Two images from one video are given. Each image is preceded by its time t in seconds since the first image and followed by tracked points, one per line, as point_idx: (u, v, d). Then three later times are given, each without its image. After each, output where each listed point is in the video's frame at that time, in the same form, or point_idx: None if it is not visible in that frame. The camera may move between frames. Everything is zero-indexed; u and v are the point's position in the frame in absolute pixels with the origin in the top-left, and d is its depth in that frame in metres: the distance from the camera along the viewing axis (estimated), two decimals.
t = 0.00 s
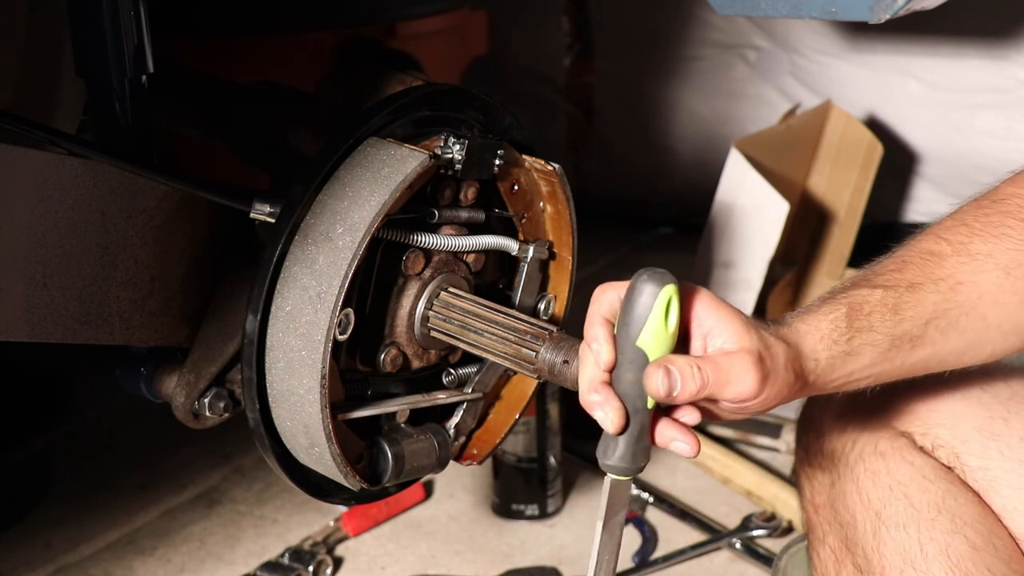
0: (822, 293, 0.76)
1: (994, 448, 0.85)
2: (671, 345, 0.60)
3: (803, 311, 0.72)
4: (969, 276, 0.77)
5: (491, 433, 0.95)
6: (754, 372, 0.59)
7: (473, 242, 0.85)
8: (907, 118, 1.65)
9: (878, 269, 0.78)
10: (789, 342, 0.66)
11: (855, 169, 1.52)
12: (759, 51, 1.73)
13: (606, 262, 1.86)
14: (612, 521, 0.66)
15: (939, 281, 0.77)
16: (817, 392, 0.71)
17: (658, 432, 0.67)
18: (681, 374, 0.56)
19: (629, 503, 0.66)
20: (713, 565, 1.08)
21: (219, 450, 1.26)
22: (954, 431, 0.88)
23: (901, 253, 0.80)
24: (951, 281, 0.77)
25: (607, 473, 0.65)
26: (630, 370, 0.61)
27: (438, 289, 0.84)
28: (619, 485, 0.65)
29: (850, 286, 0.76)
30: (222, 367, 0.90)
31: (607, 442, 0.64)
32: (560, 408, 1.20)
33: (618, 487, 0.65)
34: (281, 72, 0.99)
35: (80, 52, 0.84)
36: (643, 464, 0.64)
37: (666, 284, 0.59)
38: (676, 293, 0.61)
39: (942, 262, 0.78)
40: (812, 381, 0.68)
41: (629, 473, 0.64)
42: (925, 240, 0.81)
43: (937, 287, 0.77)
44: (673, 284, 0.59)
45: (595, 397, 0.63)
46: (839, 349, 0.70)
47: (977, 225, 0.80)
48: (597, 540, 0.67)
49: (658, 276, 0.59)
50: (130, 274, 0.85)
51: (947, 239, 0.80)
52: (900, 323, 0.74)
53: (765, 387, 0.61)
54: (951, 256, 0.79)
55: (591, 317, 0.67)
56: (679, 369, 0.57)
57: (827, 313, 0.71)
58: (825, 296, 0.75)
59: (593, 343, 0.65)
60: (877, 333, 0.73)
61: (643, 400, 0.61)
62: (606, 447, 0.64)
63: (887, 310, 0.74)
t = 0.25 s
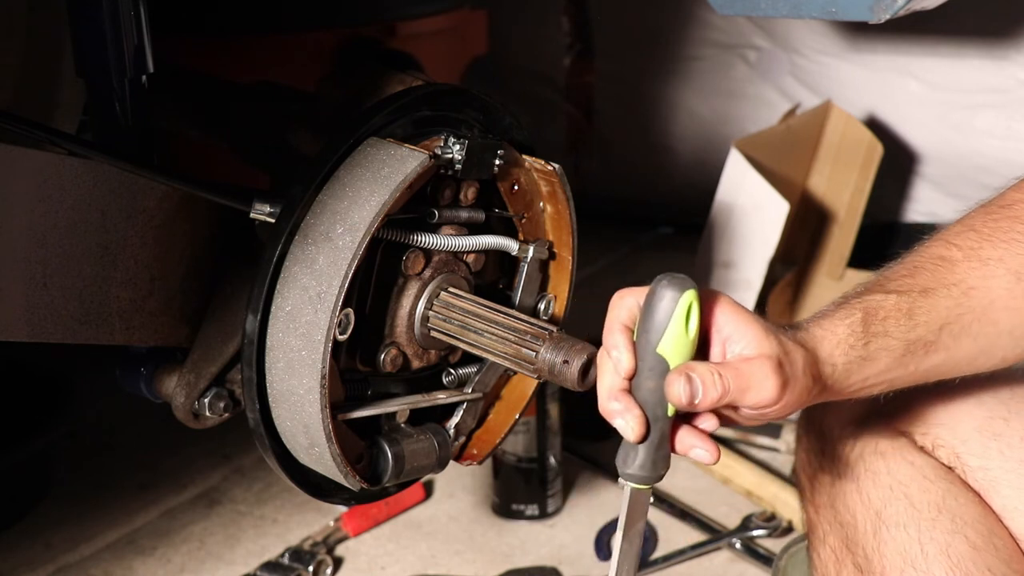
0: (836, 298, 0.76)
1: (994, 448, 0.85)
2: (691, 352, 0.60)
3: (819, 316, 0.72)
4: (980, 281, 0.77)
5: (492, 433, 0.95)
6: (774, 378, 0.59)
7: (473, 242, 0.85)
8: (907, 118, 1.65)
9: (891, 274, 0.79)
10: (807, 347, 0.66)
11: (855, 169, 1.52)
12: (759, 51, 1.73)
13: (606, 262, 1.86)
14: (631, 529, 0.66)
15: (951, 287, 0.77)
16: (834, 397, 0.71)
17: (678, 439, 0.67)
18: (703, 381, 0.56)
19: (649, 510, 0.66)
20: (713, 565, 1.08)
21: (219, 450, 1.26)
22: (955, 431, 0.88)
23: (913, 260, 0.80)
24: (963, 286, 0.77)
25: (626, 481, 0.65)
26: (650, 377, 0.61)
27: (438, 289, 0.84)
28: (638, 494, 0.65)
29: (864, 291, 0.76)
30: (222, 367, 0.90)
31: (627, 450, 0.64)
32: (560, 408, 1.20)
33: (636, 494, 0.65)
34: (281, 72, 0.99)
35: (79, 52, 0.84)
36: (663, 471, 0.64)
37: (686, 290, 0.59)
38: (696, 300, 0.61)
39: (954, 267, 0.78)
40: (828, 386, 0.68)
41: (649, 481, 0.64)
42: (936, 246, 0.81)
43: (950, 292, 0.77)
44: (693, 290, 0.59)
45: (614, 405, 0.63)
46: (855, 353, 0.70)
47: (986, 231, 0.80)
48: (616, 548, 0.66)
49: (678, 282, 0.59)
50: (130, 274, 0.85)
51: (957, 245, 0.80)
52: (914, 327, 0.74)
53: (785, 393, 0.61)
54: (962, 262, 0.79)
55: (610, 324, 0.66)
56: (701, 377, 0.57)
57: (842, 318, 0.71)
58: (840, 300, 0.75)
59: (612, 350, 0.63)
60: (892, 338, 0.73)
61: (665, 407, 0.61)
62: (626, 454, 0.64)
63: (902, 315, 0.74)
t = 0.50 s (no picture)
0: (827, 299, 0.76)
1: (994, 448, 0.86)
2: (679, 353, 0.60)
3: (809, 316, 0.72)
4: (971, 286, 0.78)
5: (491, 433, 0.95)
6: (763, 378, 0.59)
7: (473, 242, 0.85)
8: (907, 118, 1.65)
9: (884, 276, 0.79)
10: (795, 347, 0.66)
11: (855, 168, 1.52)
12: (759, 51, 1.73)
13: (606, 262, 1.86)
14: (622, 528, 0.66)
15: (942, 290, 0.77)
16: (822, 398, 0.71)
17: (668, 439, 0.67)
18: (691, 382, 0.56)
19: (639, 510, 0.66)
20: (713, 565, 1.08)
21: (219, 450, 1.26)
22: (954, 431, 0.88)
23: (904, 262, 0.80)
24: (954, 289, 0.77)
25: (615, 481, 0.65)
26: (638, 378, 0.60)
27: (438, 289, 0.84)
28: (628, 494, 0.65)
29: (855, 293, 0.76)
30: (222, 367, 0.90)
31: (615, 450, 0.64)
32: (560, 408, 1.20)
33: (626, 495, 0.65)
34: (281, 72, 0.99)
35: (80, 53, 0.84)
36: (652, 472, 0.64)
37: (675, 291, 0.58)
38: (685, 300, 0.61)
39: (945, 270, 0.78)
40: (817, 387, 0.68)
41: (638, 481, 0.64)
42: (928, 250, 0.81)
43: (940, 295, 0.77)
44: (682, 291, 0.58)
45: (603, 406, 0.62)
46: (845, 354, 0.70)
47: (977, 236, 0.81)
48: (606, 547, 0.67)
49: (667, 283, 0.58)
50: (129, 274, 0.85)
51: (949, 249, 0.80)
52: (905, 330, 0.74)
53: (773, 392, 0.61)
54: (953, 266, 0.79)
55: (599, 326, 0.66)
56: (689, 378, 0.57)
57: (833, 319, 0.71)
58: (831, 301, 0.75)
59: (601, 352, 0.63)
60: (882, 340, 0.73)
61: (653, 408, 0.61)
62: (615, 455, 0.64)
63: (892, 318, 0.74)
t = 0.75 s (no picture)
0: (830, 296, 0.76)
1: (994, 448, 0.86)
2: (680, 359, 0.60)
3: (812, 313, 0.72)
4: (975, 284, 0.78)
5: (491, 433, 0.95)
6: (764, 379, 0.59)
7: (473, 242, 0.85)
8: (907, 118, 1.65)
9: (886, 274, 0.79)
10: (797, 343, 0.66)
11: (855, 169, 1.52)
12: (759, 51, 1.74)
13: (606, 262, 1.86)
14: (623, 534, 0.66)
15: (945, 288, 0.77)
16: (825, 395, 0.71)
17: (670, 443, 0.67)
18: (691, 390, 0.56)
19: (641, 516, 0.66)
20: (713, 565, 1.08)
21: (219, 450, 1.26)
22: (954, 431, 0.88)
23: (907, 260, 0.80)
24: (958, 288, 0.77)
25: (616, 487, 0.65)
26: (639, 387, 0.60)
27: (438, 288, 0.84)
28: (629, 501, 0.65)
29: (858, 290, 0.76)
30: (222, 367, 0.90)
31: (617, 458, 0.64)
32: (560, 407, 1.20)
33: (628, 502, 0.65)
34: (281, 72, 0.99)
35: (80, 52, 0.84)
36: (654, 478, 0.64)
37: (673, 298, 0.58)
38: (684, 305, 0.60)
39: (948, 269, 0.79)
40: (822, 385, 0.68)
41: (639, 487, 0.64)
42: (930, 248, 0.81)
43: (944, 293, 0.77)
44: (681, 298, 0.58)
45: (603, 415, 0.62)
46: (848, 351, 0.70)
47: (980, 235, 0.81)
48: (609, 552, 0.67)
49: (665, 289, 0.58)
50: (129, 274, 0.85)
51: (952, 248, 0.80)
52: (909, 327, 0.74)
53: (775, 394, 0.61)
54: (956, 264, 0.79)
55: (596, 332, 0.65)
56: (689, 385, 0.57)
57: (836, 315, 0.71)
58: (834, 298, 0.75)
59: (601, 361, 0.63)
60: (886, 336, 0.73)
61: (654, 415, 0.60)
62: (616, 462, 0.64)
63: (896, 315, 0.74)
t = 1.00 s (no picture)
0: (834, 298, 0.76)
1: (993, 448, 0.86)
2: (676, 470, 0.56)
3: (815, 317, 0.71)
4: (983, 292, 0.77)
5: (491, 433, 0.95)
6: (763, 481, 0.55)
7: (473, 241, 0.85)
8: (907, 118, 1.65)
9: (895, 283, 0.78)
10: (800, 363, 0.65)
11: (855, 169, 1.52)
12: (759, 51, 1.72)
13: (606, 262, 1.86)
14: None
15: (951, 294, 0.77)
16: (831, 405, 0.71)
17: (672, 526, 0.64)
18: (682, 506, 0.53)
19: None
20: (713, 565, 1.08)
21: (219, 450, 1.26)
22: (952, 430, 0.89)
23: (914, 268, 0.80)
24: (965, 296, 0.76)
25: None
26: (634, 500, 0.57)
27: (438, 288, 0.84)
28: None
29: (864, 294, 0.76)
30: (222, 367, 0.90)
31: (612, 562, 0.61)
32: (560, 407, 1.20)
33: None
34: (281, 73, 0.99)
35: (80, 52, 0.84)
36: None
37: (669, 411, 0.54)
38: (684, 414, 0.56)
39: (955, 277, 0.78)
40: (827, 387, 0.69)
41: None
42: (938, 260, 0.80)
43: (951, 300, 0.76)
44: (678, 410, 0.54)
45: (597, 522, 0.59)
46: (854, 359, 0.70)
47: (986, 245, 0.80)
48: None
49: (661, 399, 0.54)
50: (129, 274, 0.85)
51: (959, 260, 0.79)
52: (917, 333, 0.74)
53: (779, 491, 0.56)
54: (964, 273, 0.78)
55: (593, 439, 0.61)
56: (681, 501, 0.53)
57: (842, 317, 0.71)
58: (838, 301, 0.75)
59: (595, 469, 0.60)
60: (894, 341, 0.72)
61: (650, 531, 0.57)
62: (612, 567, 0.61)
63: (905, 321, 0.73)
